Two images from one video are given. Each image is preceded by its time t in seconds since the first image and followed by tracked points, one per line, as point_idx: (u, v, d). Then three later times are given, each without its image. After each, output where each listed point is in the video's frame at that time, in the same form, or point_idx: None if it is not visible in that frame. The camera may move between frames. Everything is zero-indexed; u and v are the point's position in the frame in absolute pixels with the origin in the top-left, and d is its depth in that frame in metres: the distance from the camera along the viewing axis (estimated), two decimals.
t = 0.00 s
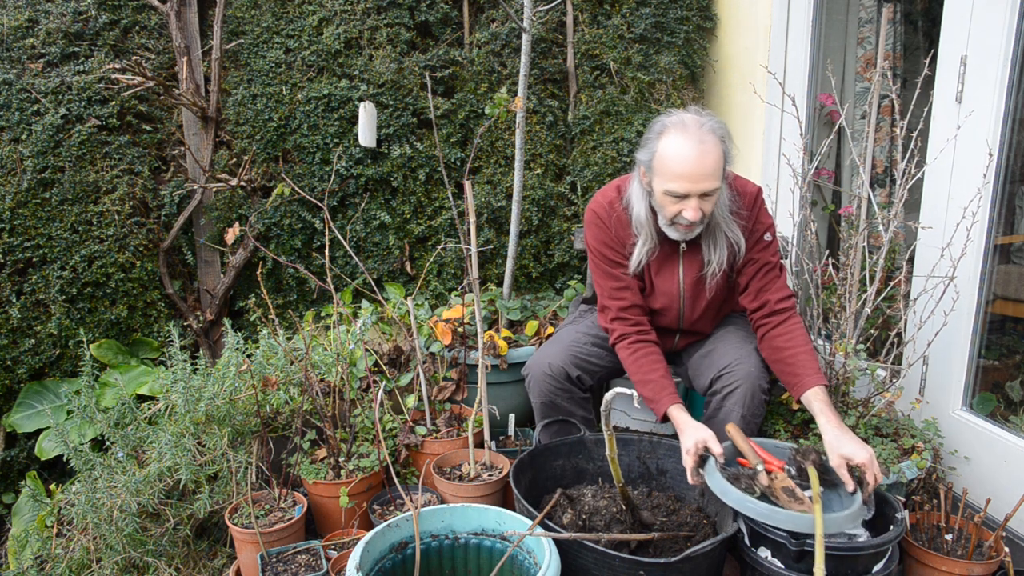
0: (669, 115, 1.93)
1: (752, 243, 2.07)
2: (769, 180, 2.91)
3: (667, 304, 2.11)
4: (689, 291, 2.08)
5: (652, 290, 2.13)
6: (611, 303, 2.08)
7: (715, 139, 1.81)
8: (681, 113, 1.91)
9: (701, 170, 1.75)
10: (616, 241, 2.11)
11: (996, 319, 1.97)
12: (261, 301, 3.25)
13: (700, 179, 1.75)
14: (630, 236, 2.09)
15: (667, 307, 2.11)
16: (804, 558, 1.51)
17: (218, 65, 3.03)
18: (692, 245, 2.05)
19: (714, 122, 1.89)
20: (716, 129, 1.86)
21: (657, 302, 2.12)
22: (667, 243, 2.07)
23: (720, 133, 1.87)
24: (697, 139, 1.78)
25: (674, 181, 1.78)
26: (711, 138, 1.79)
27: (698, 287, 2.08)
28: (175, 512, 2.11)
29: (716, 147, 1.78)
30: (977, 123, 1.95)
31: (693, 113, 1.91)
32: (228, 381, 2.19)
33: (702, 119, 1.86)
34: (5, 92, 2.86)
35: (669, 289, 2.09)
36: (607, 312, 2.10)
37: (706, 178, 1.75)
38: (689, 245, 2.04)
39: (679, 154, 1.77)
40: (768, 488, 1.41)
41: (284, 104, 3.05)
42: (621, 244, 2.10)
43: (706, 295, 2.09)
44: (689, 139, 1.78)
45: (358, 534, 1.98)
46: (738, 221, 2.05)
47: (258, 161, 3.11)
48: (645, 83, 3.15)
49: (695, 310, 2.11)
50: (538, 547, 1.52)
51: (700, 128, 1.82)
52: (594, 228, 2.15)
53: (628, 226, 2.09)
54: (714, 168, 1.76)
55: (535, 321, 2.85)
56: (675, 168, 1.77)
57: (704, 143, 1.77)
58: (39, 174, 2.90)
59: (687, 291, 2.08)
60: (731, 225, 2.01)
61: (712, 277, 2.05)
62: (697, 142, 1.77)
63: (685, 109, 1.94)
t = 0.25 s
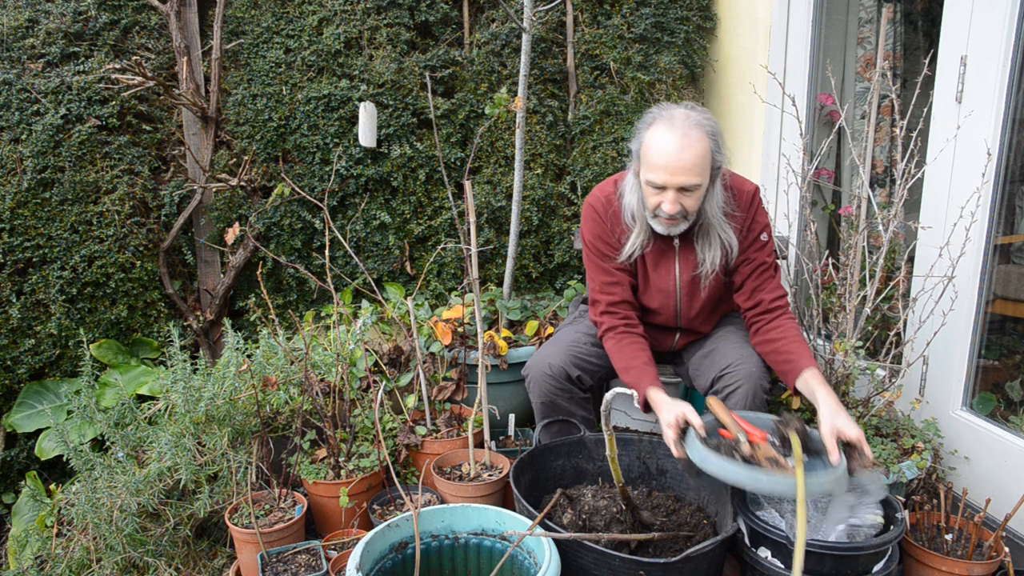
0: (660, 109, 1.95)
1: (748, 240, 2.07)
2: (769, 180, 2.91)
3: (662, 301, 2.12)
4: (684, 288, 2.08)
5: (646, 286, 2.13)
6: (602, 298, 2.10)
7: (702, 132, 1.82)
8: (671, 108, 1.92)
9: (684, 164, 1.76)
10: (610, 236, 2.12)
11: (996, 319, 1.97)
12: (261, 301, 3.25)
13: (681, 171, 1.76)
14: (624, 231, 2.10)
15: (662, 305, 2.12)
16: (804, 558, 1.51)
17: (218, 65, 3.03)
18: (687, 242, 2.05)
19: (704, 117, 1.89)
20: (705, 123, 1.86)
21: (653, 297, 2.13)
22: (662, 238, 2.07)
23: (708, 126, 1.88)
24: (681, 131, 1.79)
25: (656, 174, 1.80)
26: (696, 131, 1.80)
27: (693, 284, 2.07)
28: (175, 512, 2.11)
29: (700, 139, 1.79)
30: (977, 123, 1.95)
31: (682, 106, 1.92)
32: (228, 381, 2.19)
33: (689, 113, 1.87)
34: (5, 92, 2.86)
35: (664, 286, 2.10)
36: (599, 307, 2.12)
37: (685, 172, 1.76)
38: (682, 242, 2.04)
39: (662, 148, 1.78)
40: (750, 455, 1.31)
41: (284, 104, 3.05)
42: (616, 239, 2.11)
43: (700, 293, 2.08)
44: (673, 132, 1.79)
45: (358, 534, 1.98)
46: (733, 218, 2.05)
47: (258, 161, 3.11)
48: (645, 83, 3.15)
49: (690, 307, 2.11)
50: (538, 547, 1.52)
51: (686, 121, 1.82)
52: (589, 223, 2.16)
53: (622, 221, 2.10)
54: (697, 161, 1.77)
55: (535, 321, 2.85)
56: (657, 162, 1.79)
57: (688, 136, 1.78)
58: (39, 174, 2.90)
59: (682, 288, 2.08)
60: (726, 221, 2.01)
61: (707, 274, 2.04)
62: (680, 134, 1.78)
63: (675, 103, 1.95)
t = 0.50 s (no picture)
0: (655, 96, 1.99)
1: (740, 235, 2.08)
2: (769, 180, 2.91)
3: (653, 291, 2.14)
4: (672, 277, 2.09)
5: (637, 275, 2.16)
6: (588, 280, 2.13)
7: (691, 119, 1.84)
8: (664, 96, 1.96)
9: (668, 149, 1.79)
10: (602, 221, 2.15)
11: (996, 319, 1.97)
12: (261, 301, 3.25)
13: (667, 155, 1.80)
14: (617, 218, 2.13)
15: (653, 295, 2.14)
16: (804, 558, 1.51)
17: (218, 64, 3.03)
18: (679, 233, 2.06)
19: (697, 106, 1.92)
20: (696, 111, 1.89)
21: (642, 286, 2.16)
22: (654, 225, 2.08)
23: (699, 115, 1.91)
24: (670, 117, 1.82)
25: (642, 156, 1.84)
26: (684, 118, 1.83)
27: (682, 275, 2.08)
28: (175, 512, 2.11)
29: (687, 125, 1.82)
30: (977, 123, 1.95)
31: (676, 95, 1.96)
32: (228, 381, 2.19)
33: (682, 100, 1.90)
34: (5, 92, 2.86)
35: (654, 274, 2.11)
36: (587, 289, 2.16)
37: (669, 158, 1.79)
38: (672, 231, 2.06)
39: (649, 132, 1.82)
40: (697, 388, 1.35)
41: (284, 104, 3.05)
42: (608, 225, 2.15)
43: (690, 285, 2.09)
44: (662, 117, 1.83)
45: (358, 534, 1.98)
46: (726, 211, 2.06)
47: (257, 161, 3.11)
48: (645, 83, 3.15)
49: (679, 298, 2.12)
50: (538, 547, 1.52)
51: (677, 108, 1.86)
52: (584, 208, 2.20)
53: (615, 207, 2.14)
54: (682, 146, 1.80)
55: (535, 321, 2.85)
56: (644, 145, 1.82)
57: (675, 122, 1.81)
58: (39, 174, 2.90)
59: (670, 277, 2.09)
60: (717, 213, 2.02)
61: (697, 265, 2.05)
62: (668, 120, 1.81)
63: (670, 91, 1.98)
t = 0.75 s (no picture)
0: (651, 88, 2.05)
1: (730, 231, 2.09)
2: (768, 180, 2.91)
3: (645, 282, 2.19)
4: (662, 267, 2.13)
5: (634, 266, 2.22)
6: (577, 263, 2.20)
7: (680, 110, 1.90)
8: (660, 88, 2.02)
9: (656, 136, 1.85)
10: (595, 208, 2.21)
11: (996, 319, 1.97)
12: (261, 301, 3.25)
13: (654, 144, 1.85)
14: (610, 208, 2.19)
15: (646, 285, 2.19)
16: (804, 558, 1.51)
17: (218, 64, 3.03)
18: (670, 225, 2.10)
19: (689, 99, 1.97)
20: (687, 103, 1.94)
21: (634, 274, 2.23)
22: (647, 217, 2.13)
23: (690, 106, 1.96)
24: (659, 106, 1.88)
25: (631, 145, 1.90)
26: (673, 108, 1.89)
27: (672, 266, 2.12)
28: (175, 512, 2.11)
29: (676, 114, 1.88)
30: (977, 123, 1.95)
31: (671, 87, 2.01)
32: (228, 382, 2.19)
33: (674, 92, 1.95)
34: (5, 92, 2.86)
35: (645, 264, 2.17)
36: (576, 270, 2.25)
37: (657, 145, 1.85)
38: (663, 222, 2.10)
39: (638, 121, 1.88)
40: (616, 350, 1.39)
41: (284, 104, 3.05)
42: (601, 213, 2.20)
43: (680, 276, 2.13)
44: (652, 107, 1.88)
45: (358, 534, 1.98)
46: (718, 204, 2.08)
47: (257, 161, 3.11)
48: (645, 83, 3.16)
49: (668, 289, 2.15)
50: (538, 547, 1.52)
51: (667, 99, 1.91)
52: (578, 196, 2.26)
53: (608, 196, 2.20)
54: (670, 135, 1.85)
55: (535, 321, 2.85)
56: (632, 134, 1.89)
57: (664, 111, 1.87)
58: (39, 174, 2.90)
59: (661, 268, 2.14)
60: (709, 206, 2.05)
61: (687, 257, 2.08)
62: (658, 110, 1.87)
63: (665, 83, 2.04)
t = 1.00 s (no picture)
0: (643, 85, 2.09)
1: (722, 230, 2.09)
2: (768, 180, 2.91)
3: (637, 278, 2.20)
4: (654, 263, 2.14)
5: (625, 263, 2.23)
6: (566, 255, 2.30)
7: (668, 104, 1.93)
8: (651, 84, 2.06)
9: (643, 131, 1.88)
10: (587, 205, 2.28)
11: (996, 319, 1.97)
12: (261, 301, 3.25)
13: (642, 137, 1.89)
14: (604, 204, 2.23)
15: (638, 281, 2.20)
16: (804, 558, 1.51)
17: (218, 64, 3.03)
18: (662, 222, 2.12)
19: (680, 94, 2.00)
20: (676, 97, 1.98)
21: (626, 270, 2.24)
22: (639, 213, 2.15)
23: (680, 102, 1.99)
24: (647, 101, 1.92)
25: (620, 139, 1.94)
26: (661, 103, 1.92)
27: (664, 262, 2.13)
28: (175, 512, 2.11)
29: (663, 109, 1.91)
30: (977, 123, 1.95)
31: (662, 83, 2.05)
32: (228, 382, 2.19)
33: (665, 87, 1.99)
34: (5, 92, 2.86)
35: (637, 260, 2.18)
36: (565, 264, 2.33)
37: (643, 139, 1.88)
38: (655, 218, 2.12)
39: (628, 116, 1.92)
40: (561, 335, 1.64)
41: (284, 104, 3.05)
42: (594, 210, 2.26)
43: (671, 273, 2.13)
44: (640, 102, 1.92)
45: (358, 534, 1.98)
46: (709, 201, 2.09)
47: (258, 161, 3.11)
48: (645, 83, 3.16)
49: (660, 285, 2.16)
50: (538, 547, 1.52)
51: (656, 94, 1.95)
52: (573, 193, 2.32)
53: (602, 193, 2.24)
54: (658, 129, 1.89)
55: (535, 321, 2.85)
56: (621, 128, 1.93)
57: (652, 106, 1.91)
58: (39, 174, 2.90)
59: (652, 263, 2.14)
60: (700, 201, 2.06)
61: (677, 253, 2.09)
62: (645, 105, 1.91)
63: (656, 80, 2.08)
